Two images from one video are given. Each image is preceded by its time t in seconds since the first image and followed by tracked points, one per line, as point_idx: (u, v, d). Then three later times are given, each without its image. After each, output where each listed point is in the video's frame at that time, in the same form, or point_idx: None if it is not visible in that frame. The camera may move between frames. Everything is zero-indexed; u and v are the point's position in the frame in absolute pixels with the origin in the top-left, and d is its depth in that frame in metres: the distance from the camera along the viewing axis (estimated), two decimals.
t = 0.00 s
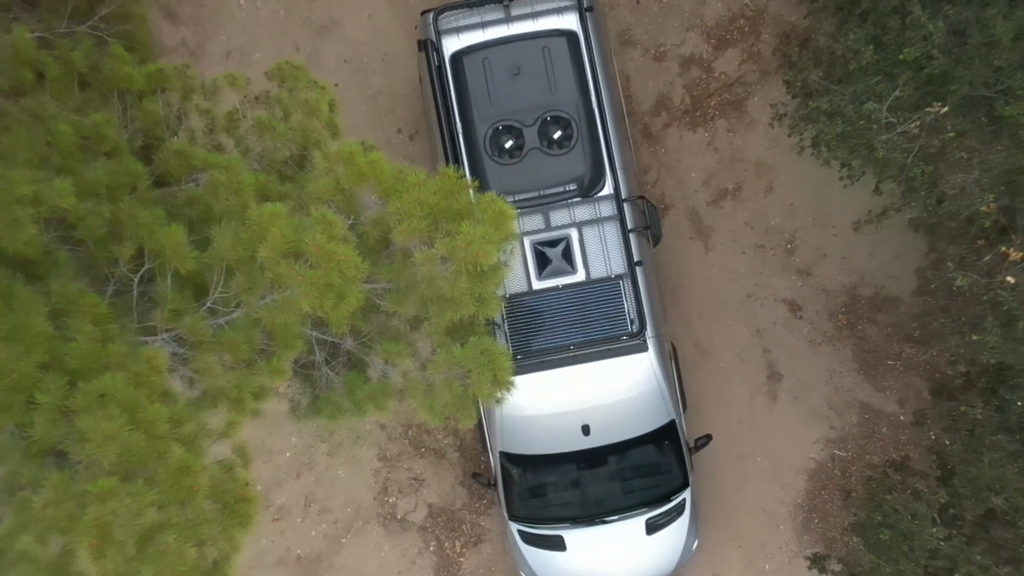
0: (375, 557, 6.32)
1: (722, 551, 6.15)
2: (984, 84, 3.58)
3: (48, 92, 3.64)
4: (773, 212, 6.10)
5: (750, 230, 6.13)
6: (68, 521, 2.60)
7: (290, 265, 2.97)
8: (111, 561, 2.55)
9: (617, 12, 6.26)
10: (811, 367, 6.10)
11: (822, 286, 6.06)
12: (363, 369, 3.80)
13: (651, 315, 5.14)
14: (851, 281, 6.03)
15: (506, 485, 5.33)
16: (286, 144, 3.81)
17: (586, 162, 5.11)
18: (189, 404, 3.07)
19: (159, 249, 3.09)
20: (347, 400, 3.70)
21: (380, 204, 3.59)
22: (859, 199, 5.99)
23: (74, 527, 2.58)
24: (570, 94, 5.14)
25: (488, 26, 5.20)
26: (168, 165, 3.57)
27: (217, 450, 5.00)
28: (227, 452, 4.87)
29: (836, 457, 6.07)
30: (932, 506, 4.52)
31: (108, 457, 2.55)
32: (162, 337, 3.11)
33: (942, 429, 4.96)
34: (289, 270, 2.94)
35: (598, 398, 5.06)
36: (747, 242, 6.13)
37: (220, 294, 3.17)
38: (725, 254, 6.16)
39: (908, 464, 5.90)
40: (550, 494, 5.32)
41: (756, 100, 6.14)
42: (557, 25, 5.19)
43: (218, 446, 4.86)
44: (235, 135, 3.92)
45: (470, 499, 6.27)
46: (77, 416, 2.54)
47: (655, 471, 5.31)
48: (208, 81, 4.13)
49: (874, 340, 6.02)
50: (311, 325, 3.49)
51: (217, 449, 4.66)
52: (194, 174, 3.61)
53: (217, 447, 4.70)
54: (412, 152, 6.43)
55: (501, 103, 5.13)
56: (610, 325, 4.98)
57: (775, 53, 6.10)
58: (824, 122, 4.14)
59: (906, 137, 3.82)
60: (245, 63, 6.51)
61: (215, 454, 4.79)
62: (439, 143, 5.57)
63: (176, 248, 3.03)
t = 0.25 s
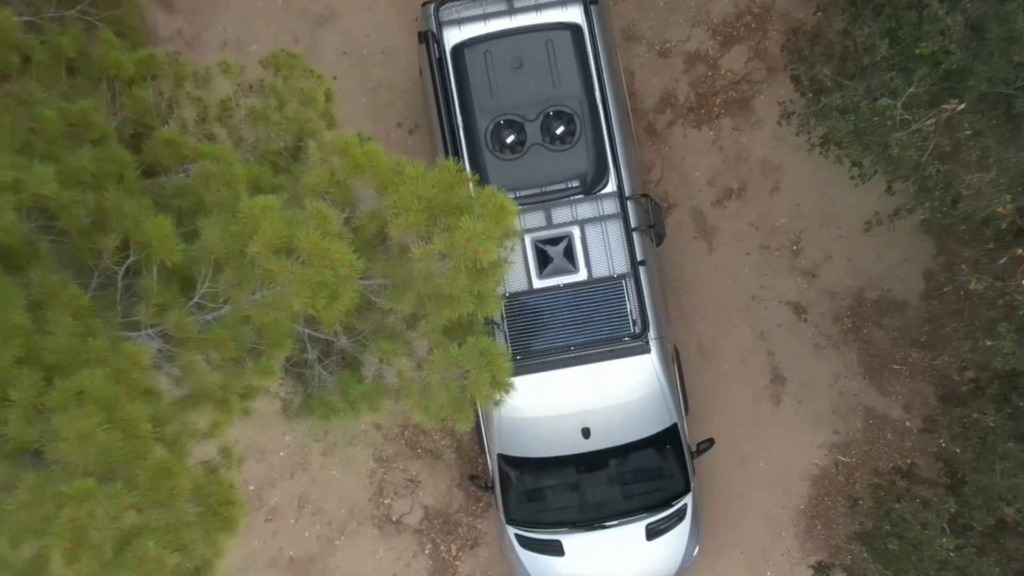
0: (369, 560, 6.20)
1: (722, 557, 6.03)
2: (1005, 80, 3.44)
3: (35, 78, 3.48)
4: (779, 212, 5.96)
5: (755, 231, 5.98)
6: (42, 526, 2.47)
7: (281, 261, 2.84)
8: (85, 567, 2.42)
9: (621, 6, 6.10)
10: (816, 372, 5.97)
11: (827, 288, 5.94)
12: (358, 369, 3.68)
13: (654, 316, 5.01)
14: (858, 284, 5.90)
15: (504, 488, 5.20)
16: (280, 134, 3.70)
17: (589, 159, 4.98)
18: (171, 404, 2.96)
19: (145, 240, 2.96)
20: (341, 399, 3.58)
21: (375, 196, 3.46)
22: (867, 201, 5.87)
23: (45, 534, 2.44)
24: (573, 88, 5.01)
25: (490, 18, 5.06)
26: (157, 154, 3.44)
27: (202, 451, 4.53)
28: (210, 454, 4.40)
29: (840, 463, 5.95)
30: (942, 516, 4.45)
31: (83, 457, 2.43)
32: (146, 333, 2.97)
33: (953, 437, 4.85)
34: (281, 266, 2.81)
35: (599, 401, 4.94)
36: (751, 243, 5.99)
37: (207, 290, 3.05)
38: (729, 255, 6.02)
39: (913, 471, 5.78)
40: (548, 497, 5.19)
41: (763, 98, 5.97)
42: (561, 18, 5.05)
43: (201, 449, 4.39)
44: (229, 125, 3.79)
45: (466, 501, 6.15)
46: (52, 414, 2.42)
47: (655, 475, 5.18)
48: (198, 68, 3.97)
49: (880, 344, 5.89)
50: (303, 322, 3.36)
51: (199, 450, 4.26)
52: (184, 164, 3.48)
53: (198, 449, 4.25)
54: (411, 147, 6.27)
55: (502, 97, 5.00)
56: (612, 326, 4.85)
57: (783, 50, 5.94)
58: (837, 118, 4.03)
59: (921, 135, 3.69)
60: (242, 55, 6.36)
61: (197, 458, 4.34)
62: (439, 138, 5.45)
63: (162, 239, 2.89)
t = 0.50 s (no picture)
0: (363, 562, 6.07)
1: (722, 563, 5.91)
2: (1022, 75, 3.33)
3: (17, 63, 3.35)
4: (784, 213, 5.84)
5: (760, 232, 5.85)
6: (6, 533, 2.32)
7: (266, 258, 2.72)
8: None
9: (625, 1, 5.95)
10: (820, 376, 5.84)
11: (832, 291, 5.81)
12: (349, 368, 3.56)
13: (656, 317, 4.88)
14: (863, 287, 5.78)
15: (500, 490, 5.07)
16: (271, 125, 3.59)
17: (590, 155, 4.86)
18: (149, 404, 2.84)
19: (125, 232, 2.85)
20: (331, 399, 3.46)
21: (369, 189, 3.34)
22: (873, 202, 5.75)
23: (8, 541, 2.30)
24: (576, 83, 4.88)
25: (491, 10, 4.93)
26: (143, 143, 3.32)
27: (177, 453, 4.86)
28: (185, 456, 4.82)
29: (844, 469, 5.81)
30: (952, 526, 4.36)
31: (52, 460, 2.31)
32: (127, 328, 2.87)
33: (962, 445, 4.75)
34: (267, 265, 2.70)
35: (598, 403, 4.82)
36: (755, 243, 5.86)
37: (189, 285, 2.93)
38: (732, 256, 5.89)
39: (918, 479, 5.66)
40: (545, 501, 5.06)
41: (769, 96, 5.84)
42: (564, 10, 4.92)
43: (175, 451, 4.80)
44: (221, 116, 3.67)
45: (462, 503, 6.02)
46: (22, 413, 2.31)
47: (655, 480, 5.06)
48: (187, 56, 3.84)
49: (885, 349, 5.77)
50: (292, 319, 3.24)
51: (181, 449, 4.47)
52: (170, 154, 3.35)
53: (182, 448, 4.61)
54: (410, 142, 6.13)
55: (503, 91, 4.88)
56: (612, 327, 4.72)
57: (790, 48, 5.80)
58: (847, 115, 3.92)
59: (935, 132, 3.55)
60: (237, 46, 6.22)
61: (173, 459, 4.72)
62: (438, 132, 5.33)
63: (144, 232, 2.79)
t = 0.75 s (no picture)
0: (355, 565, 5.95)
1: (722, 570, 5.78)
2: None
3: None
4: (788, 213, 5.71)
5: (763, 233, 5.73)
6: None
7: (248, 253, 2.66)
8: None
9: None
10: (823, 381, 5.72)
11: (837, 294, 5.69)
12: (341, 368, 3.45)
13: (657, 319, 4.76)
14: (868, 290, 5.66)
15: (495, 494, 4.93)
16: (261, 115, 3.47)
17: (592, 152, 4.72)
18: (126, 405, 2.74)
19: (105, 224, 2.74)
20: (321, 400, 3.33)
21: (361, 182, 3.23)
22: (880, 204, 5.63)
23: None
24: (578, 77, 4.74)
25: (492, 2, 4.81)
26: (129, 132, 3.19)
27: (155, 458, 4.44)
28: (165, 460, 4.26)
29: (847, 475, 5.69)
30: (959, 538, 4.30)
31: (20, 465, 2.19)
32: (106, 324, 2.75)
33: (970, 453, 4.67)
34: (248, 258, 2.63)
35: (596, 406, 4.70)
36: (759, 244, 5.74)
37: (171, 281, 2.83)
38: (735, 257, 5.76)
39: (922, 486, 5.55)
40: (542, 505, 4.94)
41: (774, 95, 5.71)
42: (566, 3, 4.79)
43: (155, 454, 4.37)
44: (212, 107, 3.55)
45: (457, 506, 5.91)
46: None
47: (654, 485, 4.94)
48: (176, 44, 3.71)
49: (890, 354, 5.65)
50: (280, 317, 3.13)
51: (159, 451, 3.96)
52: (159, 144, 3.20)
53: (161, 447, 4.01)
54: (409, 137, 5.99)
55: (503, 85, 4.74)
56: (612, 328, 4.61)
57: (797, 46, 5.68)
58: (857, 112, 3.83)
59: (948, 130, 3.44)
60: (233, 37, 6.08)
61: (150, 464, 4.23)
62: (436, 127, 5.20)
63: (126, 224, 2.68)
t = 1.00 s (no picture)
0: (347, 568, 5.82)
1: None
2: None
3: None
4: (793, 214, 5.59)
5: (767, 234, 5.61)
6: None
7: (231, 246, 2.56)
8: None
9: None
10: (826, 385, 5.60)
11: (841, 297, 5.57)
12: (330, 368, 3.36)
13: (658, 320, 4.64)
14: (874, 294, 5.54)
15: (490, 497, 4.81)
16: (251, 104, 3.36)
17: (593, 148, 4.59)
18: (99, 406, 2.65)
19: (82, 216, 2.63)
20: (309, 401, 3.22)
21: (353, 175, 3.11)
22: (886, 205, 5.51)
23: None
24: (579, 71, 4.61)
25: None
26: (111, 120, 3.06)
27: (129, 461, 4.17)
28: (142, 464, 4.10)
29: (849, 482, 5.57)
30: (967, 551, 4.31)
31: None
32: (82, 320, 2.64)
33: (979, 462, 4.65)
34: (231, 250, 2.54)
35: (594, 409, 4.57)
36: (762, 246, 5.61)
37: (151, 275, 2.74)
38: (738, 258, 5.64)
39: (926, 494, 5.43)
40: (538, 509, 4.83)
41: (780, 93, 5.59)
42: None
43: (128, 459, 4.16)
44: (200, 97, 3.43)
45: (451, 509, 5.79)
46: None
47: (653, 490, 4.82)
48: (164, 30, 3.58)
49: (895, 359, 5.53)
50: (267, 314, 3.03)
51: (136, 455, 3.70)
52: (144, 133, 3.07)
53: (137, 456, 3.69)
54: (407, 132, 5.85)
55: (502, 79, 4.62)
56: (612, 329, 4.49)
57: (803, 44, 5.56)
58: (867, 109, 3.72)
59: (962, 128, 3.33)
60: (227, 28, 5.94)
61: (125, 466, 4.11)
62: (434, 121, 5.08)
63: (104, 215, 2.57)
